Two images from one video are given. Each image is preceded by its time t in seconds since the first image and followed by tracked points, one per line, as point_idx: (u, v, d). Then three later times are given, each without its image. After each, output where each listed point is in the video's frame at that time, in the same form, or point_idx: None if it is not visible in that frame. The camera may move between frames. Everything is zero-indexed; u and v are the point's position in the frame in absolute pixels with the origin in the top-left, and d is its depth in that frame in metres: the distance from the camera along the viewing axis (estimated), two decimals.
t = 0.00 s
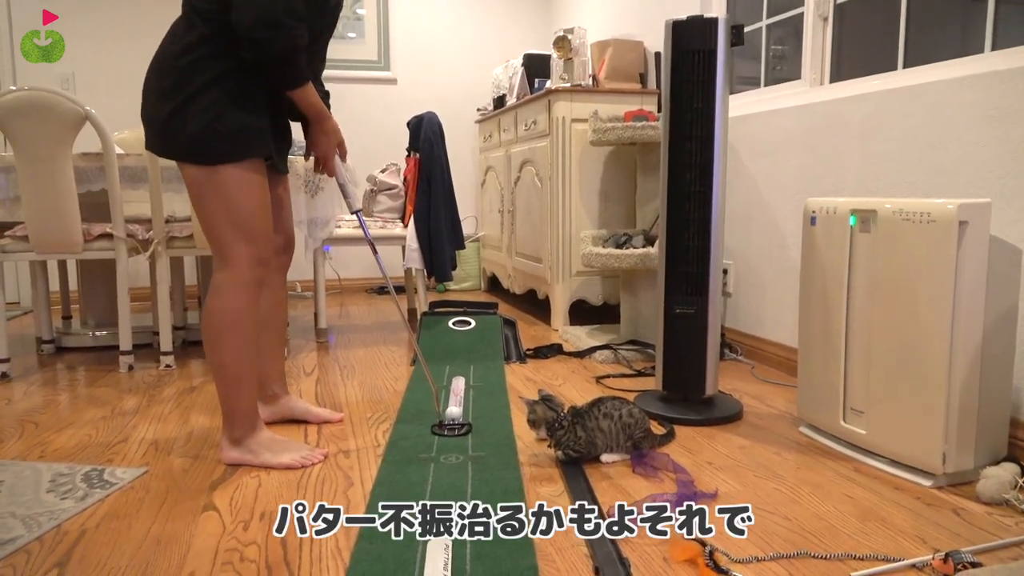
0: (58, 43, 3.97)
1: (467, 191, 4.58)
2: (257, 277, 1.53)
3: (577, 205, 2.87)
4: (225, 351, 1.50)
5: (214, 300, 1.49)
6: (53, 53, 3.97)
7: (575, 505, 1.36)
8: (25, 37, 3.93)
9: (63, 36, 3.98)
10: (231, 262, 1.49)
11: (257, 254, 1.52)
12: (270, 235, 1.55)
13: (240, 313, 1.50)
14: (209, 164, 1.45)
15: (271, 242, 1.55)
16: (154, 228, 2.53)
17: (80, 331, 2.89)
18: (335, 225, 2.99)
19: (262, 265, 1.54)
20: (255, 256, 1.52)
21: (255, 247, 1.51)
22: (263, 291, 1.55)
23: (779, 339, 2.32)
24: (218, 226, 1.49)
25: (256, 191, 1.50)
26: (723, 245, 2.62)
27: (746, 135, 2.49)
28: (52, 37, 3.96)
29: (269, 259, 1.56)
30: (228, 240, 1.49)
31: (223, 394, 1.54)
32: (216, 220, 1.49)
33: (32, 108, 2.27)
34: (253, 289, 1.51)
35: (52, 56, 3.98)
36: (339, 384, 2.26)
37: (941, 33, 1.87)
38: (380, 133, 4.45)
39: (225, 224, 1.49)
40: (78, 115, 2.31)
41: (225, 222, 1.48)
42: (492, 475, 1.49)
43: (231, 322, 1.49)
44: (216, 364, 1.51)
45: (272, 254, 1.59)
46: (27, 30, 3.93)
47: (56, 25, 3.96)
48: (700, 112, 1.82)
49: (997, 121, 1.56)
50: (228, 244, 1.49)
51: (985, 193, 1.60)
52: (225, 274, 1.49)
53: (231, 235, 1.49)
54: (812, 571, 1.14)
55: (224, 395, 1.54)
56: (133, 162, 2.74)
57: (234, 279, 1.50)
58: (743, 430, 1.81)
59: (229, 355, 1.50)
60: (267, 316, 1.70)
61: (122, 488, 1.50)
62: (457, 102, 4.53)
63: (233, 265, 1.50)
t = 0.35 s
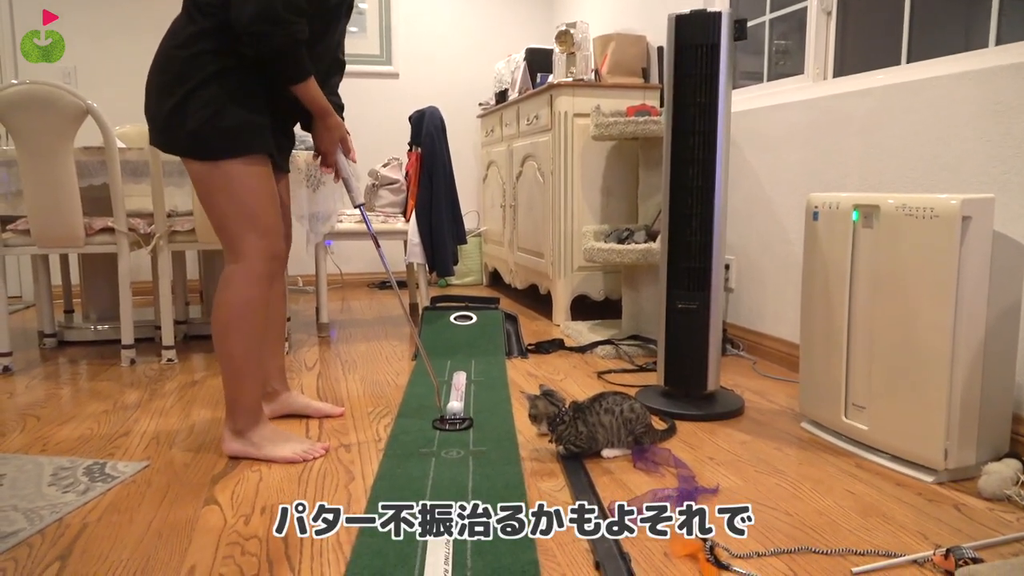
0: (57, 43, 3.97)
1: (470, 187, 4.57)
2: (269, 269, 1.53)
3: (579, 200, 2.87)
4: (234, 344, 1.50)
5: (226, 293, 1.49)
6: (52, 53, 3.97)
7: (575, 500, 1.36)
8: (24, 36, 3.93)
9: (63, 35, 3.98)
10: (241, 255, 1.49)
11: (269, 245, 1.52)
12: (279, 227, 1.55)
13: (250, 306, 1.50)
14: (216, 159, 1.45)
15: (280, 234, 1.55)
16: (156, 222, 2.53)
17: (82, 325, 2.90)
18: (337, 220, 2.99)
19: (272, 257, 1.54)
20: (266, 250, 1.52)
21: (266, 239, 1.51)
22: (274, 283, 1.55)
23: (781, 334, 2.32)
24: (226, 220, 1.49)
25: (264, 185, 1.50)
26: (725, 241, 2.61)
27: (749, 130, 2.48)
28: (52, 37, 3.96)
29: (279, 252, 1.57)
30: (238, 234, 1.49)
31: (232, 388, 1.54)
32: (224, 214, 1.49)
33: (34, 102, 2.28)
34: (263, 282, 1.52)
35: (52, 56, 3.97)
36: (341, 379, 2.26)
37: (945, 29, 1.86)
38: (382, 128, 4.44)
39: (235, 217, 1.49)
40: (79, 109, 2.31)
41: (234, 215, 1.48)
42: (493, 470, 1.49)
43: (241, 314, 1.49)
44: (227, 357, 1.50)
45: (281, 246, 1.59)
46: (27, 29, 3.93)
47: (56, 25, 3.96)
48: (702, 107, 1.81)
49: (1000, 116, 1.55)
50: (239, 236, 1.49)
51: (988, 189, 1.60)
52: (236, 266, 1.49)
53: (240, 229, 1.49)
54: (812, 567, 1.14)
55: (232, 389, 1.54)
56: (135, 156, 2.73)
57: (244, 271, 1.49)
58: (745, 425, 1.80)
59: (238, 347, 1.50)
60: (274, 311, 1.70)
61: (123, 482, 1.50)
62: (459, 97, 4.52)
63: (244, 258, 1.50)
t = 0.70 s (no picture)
0: (57, 43, 3.97)
1: (471, 184, 4.57)
2: (258, 269, 1.53)
3: (580, 198, 2.86)
4: (226, 341, 1.50)
5: (215, 290, 1.49)
6: (52, 52, 3.96)
7: (577, 498, 1.36)
8: (25, 36, 3.92)
9: (63, 35, 3.98)
10: (231, 253, 1.49)
11: (257, 245, 1.52)
12: (270, 227, 1.54)
13: (241, 303, 1.50)
14: (211, 157, 1.45)
15: (271, 234, 1.55)
16: (157, 220, 2.53)
17: (83, 322, 2.90)
18: (339, 217, 2.99)
19: (262, 256, 1.53)
20: (257, 248, 1.52)
21: (255, 239, 1.51)
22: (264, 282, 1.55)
23: (782, 332, 2.32)
24: (217, 217, 1.49)
25: (257, 184, 1.49)
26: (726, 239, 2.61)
27: (751, 128, 2.47)
28: (52, 37, 3.95)
29: (270, 251, 1.56)
30: (227, 232, 1.49)
31: (224, 386, 1.54)
32: (215, 212, 1.49)
33: (35, 98, 2.28)
34: (254, 280, 1.52)
35: (52, 56, 3.97)
36: (342, 376, 2.27)
37: (947, 26, 1.86)
38: (383, 125, 4.44)
39: (227, 215, 1.49)
40: (80, 106, 2.31)
41: (225, 213, 1.48)
42: (494, 468, 1.49)
43: (233, 312, 1.50)
44: (218, 355, 1.51)
45: (274, 245, 1.59)
46: (27, 29, 3.92)
47: (56, 24, 3.95)
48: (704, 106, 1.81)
49: (1003, 114, 1.55)
50: (229, 235, 1.49)
51: (991, 187, 1.60)
52: (226, 264, 1.49)
53: (230, 227, 1.49)
54: (812, 565, 1.14)
55: (228, 387, 1.54)
56: (136, 153, 2.73)
57: (234, 270, 1.49)
58: (746, 423, 1.80)
59: (231, 345, 1.50)
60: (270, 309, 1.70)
61: (124, 479, 1.50)
62: (460, 95, 4.52)
63: (233, 256, 1.50)
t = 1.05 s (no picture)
0: (57, 43, 3.97)
1: (471, 182, 4.57)
2: (259, 266, 1.53)
3: (581, 196, 2.86)
4: (226, 338, 1.50)
5: (216, 287, 1.49)
6: (52, 52, 3.96)
7: (577, 496, 1.36)
8: (25, 36, 3.93)
9: (63, 35, 3.98)
10: (231, 251, 1.49)
11: (257, 242, 1.52)
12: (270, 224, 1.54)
13: (241, 301, 1.50)
14: (213, 155, 1.45)
15: (271, 231, 1.55)
16: (158, 218, 2.53)
17: (84, 320, 2.90)
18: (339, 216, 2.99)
19: (262, 254, 1.53)
20: (256, 245, 1.52)
21: (255, 236, 1.51)
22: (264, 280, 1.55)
23: (783, 331, 2.32)
24: (217, 214, 1.49)
25: (258, 182, 1.49)
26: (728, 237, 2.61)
27: (752, 127, 2.47)
28: (52, 37, 3.96)
29: (270, 248, 1.56)
30: (228, 229, 1.49)
31: (226, 384, 1.55)
32: (216, 209, 1.49)
33: (36, 96, 2.28)
34: (254, 277, 1.52)
35: (52, 56, 3.97)
36: (343, 374, 2.27)
37: (950, 24, 1.85)
38: (384, 124, 4.44)
39: (227, 213, 1.49)
40: (81, 104, 2.31)
41: (225, 211, 1.48)
42: (494, 466, 1.49)
43: (233, 309, 1.50)
44: (218, 352, 1.51)
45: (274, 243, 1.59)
46: (27, 29, 3.93)
47: (56, 24, 3.96)
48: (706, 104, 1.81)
49: (1005, 112, 1.55)
50: (230, 232, 1.49)
51: (993, 185, 1.59)
52: (227, 261, 1.49)
53: (231, 224, 1.49)
54: (813, 563, 1.14)
55: (228, 385, 1.54)
56: (137, 151, 2.73)
57: (234, 267, 1.49)
58: (746, 421, 1.80)
59: (232, 342, 1.50)
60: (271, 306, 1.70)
61: (125, 476, 1.50)
62: (461, 93, 4.52)
63: (233, 254, 1.50)
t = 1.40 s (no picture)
0: (57, 43, 3.97)
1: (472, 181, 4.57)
2: (260, 264, 1.53)
3: (581, 194, 2.86)
4: (227, 335, 1.50)
5: (217, 284, 1.49)
6: (52, 52, 3.96)
7: (578, 492, 1.36)
8: (25, 36, 3.93)
9: (63, 34, 3.98)
10: (233, 248, 1.49)
11: (258, 239, 1.52)
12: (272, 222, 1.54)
13: (243, 299, 1.50)
14: (214, 152, 1.45)
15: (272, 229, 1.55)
16: (159, 215, 2.53)
17: (85, 318, 2.90)
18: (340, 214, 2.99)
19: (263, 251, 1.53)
20: (257, 243, 1.52)
21: (256, 233, 1.51)
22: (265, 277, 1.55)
23: (784, 328, 2.32)
24: (219, 211, 1.49)
25: (259, 180, 1.49)
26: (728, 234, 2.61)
27: (753, 124, 2.47)
28: (52, 36, 3.96)
29: (270, 246, 1.56)
30: (229, 226, 1.49)
31: (227, 382, 1.55)
32: (218, 206, 1.49)
33: (36, 94, 2.28)
34: (256, 275, 1.52)
35: (52, 56, 3.97)
36: (343, 372, 2.27)
37: (951, 21, 1.85)
38: (385, 122, 4.44)
39: (228, 210, 1.48)
40: (81, 102, 2.31)
41: (227, 208, 1.48)
42: (495, 463, 1.50)
43: (234, 306, 1.50)
44: (220, 350, 1.51)
45: (274, 240, 1.59)
46: (27, 28, 3.93)
47: (56, 24, 3.96)
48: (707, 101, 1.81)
49: (1006, 109, 1.54)
50: (232, 229, 1.49)
51: (993, 182, 1.59)
52: (229, 259, 1.49)
53: (233, 222, 1.49)
54: (813, 560, 1.13)
55: (230, 382, 1.54)
56: (137, 149, 2.73)
57: (236, 265, 1.49)
58: (747, 419, 1.80)
59: (234, 340, 1.50)
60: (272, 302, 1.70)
61: (126, 473, 1.50)
62: (461, 92, 4.52)
63: (235, 251, 1.50)
